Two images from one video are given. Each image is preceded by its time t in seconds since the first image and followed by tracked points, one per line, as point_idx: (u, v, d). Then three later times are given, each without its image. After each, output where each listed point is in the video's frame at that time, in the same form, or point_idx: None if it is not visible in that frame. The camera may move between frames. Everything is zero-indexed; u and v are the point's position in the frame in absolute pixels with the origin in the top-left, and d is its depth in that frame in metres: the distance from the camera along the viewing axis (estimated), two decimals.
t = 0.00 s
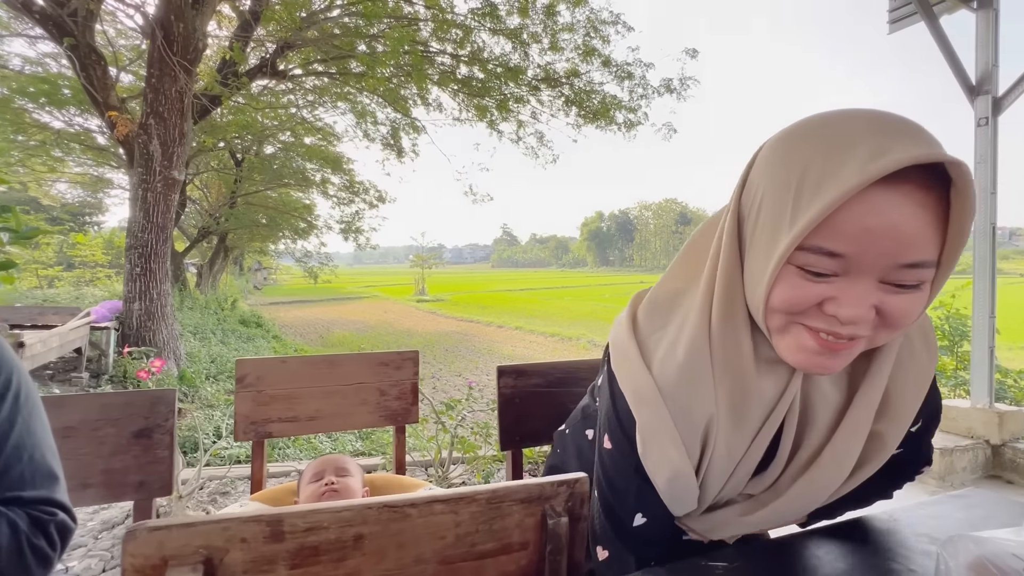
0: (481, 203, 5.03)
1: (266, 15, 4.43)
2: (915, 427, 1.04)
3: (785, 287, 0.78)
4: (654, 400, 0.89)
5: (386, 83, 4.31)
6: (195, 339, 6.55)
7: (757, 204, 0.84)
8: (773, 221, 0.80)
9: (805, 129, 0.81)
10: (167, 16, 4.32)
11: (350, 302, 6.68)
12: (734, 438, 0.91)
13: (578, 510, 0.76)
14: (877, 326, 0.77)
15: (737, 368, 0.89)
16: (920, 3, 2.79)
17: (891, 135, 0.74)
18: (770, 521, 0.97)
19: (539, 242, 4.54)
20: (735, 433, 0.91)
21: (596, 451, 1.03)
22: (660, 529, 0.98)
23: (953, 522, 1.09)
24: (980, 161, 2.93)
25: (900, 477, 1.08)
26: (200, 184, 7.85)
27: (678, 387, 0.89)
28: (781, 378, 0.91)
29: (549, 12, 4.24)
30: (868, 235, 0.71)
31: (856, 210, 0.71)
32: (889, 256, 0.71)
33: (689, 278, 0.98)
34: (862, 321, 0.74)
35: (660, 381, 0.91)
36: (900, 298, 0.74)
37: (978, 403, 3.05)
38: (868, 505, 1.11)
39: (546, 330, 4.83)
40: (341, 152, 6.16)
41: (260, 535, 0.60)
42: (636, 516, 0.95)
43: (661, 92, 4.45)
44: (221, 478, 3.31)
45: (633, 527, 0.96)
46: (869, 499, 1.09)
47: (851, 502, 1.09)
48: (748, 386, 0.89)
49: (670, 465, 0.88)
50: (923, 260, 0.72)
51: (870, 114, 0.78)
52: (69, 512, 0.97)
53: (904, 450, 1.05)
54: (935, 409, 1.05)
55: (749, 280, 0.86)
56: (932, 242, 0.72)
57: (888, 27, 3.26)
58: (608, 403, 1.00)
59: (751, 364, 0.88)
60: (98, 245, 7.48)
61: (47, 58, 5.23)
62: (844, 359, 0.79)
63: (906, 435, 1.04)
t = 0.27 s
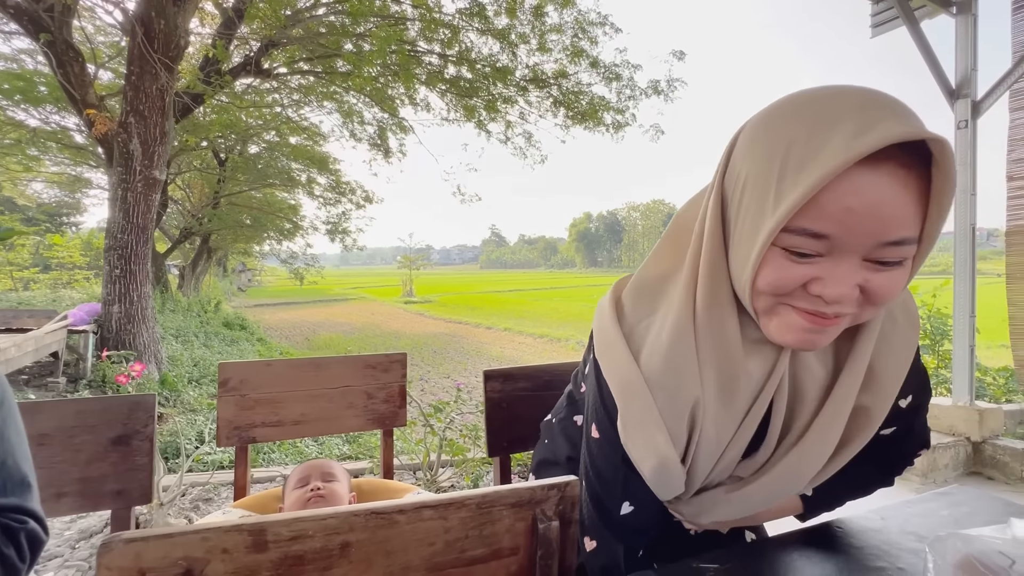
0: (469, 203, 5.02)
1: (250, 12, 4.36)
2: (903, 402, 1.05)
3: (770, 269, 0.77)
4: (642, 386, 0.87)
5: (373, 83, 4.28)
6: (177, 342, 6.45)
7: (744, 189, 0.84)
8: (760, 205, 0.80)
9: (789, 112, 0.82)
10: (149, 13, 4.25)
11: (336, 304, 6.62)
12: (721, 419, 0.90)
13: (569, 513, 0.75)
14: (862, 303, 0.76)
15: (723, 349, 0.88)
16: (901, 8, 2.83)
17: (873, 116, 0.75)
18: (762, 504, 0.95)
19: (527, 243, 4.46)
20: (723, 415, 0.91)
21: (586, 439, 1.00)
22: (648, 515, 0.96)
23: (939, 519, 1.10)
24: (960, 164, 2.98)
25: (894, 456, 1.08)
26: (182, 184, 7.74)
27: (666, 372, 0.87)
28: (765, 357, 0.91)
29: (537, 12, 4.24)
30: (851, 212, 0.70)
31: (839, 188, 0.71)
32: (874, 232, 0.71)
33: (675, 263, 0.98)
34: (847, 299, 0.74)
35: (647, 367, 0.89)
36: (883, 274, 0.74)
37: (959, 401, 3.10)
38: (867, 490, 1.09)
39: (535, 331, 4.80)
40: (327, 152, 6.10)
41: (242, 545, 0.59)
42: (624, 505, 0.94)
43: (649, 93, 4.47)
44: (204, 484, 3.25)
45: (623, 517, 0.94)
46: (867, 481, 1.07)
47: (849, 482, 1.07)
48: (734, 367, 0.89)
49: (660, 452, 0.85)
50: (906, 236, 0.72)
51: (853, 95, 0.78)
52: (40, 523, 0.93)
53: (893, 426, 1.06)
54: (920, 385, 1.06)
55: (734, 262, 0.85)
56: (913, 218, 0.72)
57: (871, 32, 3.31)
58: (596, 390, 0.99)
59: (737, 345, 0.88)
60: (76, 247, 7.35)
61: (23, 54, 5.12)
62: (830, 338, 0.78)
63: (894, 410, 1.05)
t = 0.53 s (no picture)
0: (462, 204, 5.03)
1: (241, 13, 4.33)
2: (850, 401, 1.01)
3: (675, 256, 0.90)
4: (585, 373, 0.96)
5: (365, 84, 4.27)
6: (167, 344, 6.40)
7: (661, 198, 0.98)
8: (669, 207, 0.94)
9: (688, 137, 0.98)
10: (138, 12, 4.23)
11: (328, 306, 6.60)
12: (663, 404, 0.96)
13: (561, 514, 0.75)
14: (758, 281, 0.88)
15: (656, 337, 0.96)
16: (887, 13, 2.87)
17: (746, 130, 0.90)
18: (716, 496, 0.95)
19: (521, 244, 4.51)
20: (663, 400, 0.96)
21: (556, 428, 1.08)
22: (608, 506, 1.00)
23: (923, 516, 1.12)
24: (944, 166, 3.02)
25: (858, 457, 1.01)
26: (172, 185, 7.68)
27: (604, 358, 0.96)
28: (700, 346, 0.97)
29: (530, 14, 4.26)
30: (726, 204, 0.85)
31: (717, 186, 0.85)
32: (748, 219, 0.85)
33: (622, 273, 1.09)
34: (739, 277, 0.86)
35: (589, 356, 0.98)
36: (768, 255, 0.87)
37: (946, 400, 3.14)
38: (837, 496, 1.02)
39: (528, 332, 4.78)
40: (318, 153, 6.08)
41: (236, 548, 0.59)
42: (579, 488, 1.00)
43: (640, 96, 4.50)
44: (194, 488, 3.23)
45: (581, 499, 1.00)
46: (831, 484, 1.01)
47: (808, 485, 1.01)
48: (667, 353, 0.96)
49: (599, 425, 0.93)
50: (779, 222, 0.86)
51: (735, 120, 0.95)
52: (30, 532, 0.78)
53: (847, 425, 1.01)
54: (868, 381, 1.03)
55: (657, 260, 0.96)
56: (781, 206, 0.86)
57: (858, 36, 3.35)
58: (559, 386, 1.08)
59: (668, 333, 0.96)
60: (63, 248, 7.31)
61: (8, 53, 5.06)
62: (736, 315, 0.89)
63: (839, 408, 1.02)
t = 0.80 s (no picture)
0: (459, 205, 5.03)
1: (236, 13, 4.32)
2: (779, 389, 1.13)
3: (610, 250, 1.15)
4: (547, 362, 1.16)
5: (361, 85, 4.26)
6: (161, 346, 6.37)
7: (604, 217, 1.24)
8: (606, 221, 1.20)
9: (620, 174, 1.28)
10: (132, 13, 4.21)
11: (324, 307, 6.59)
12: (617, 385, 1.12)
13: (559, 514, 0.75)
14: (673, 263, 1.10)
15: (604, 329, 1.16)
16: (880, 15, 2.89)
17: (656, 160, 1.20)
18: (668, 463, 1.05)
19: (517, 245, 4.48)
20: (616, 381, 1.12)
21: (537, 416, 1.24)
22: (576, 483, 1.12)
23: (917, 516, 1.12)
24: (938, 168, 3.04)
25: (801, 442, 1.10)
26: (167, 186, 7.66)
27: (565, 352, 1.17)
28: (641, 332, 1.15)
29: (526, 16, 4.26)
30: (642, 206, 1.11)
31: (633, 193, 1.12)
32: (656, 216, 1.10)
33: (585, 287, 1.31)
34: (656, 257, 1.09)
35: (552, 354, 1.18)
36: (675, 239, 1.10)
37: (940, 399, 3.16)
38: (782, 484, 1.08)
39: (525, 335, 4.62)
40: (314, 154, 6.06)
41: (236, 551, 0.59)
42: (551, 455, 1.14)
43: (636, 97, 4.51)
44: (190, 491, 3.22)
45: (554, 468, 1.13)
46: (784, 475, 1.09)
47: (764, 481, 1.08)
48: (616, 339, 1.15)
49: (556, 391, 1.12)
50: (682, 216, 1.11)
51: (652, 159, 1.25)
52: None
53: (782, 412, 1.12)
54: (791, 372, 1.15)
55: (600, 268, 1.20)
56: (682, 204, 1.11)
57: (852, 39, 3.37)
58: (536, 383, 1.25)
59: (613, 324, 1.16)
60: (56, 249, 7.32)
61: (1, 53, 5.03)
62: (662, 291, 1.10)
63: (770, 397, 1.13)
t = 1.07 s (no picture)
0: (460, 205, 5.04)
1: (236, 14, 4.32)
2: (745, 364, 1.36)
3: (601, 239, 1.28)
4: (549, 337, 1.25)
5: (362, 86, 4.26)
6: (162, 346, 6.37)
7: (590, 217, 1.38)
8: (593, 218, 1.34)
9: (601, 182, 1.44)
10: (133, 14, 4.22)
11: (324, 308, 6.60)
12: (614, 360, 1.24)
13: (560, 514, 0.75)
14: (659, 251, 1.25)
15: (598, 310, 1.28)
16: (879, 16, 2.88)
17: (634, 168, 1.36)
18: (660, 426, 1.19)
19: (518, 245, 4.45)
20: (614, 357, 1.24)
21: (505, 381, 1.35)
22: (539, 412, 1.22)
23: (920, 515, 1.12)
24: (937, 168, 3.03)
25: (759, 412, 1.33)
26: (168, 187, 7.68)
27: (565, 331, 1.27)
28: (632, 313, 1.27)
29: (525, 17, 4.27)
30: (629, 201, 1.26)
31: (620, 190, 1.27)
32: (644, 209, 1.25)
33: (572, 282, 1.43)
34: (644, 244, 1.23)
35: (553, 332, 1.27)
36: (661, 230, 1.25)
37: (939, 399, 3.15)
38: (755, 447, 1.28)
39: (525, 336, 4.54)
40: (314, 155, 6.06)
41: (235, 551, 0.58)
42: (514, 386, 1.26)
43: (635, 98, 4.51)
44: (191, 491, 3.22)
45: (519, 399, 1.23)
46: (753, 440, 1.30)
47: (748, 454, 1.27)
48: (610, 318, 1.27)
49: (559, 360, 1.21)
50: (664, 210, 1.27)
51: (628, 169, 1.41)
52: None
53: (747, 386, 1.34)
54: (751, 355, 1.38)
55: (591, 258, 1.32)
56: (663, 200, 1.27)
57: (850, 40, 3.37)
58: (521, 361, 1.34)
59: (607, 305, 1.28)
60: (57, 251, 7.31)
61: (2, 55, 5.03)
62: (646, 273, 1.24)
63: (739, 372, 1.34)
